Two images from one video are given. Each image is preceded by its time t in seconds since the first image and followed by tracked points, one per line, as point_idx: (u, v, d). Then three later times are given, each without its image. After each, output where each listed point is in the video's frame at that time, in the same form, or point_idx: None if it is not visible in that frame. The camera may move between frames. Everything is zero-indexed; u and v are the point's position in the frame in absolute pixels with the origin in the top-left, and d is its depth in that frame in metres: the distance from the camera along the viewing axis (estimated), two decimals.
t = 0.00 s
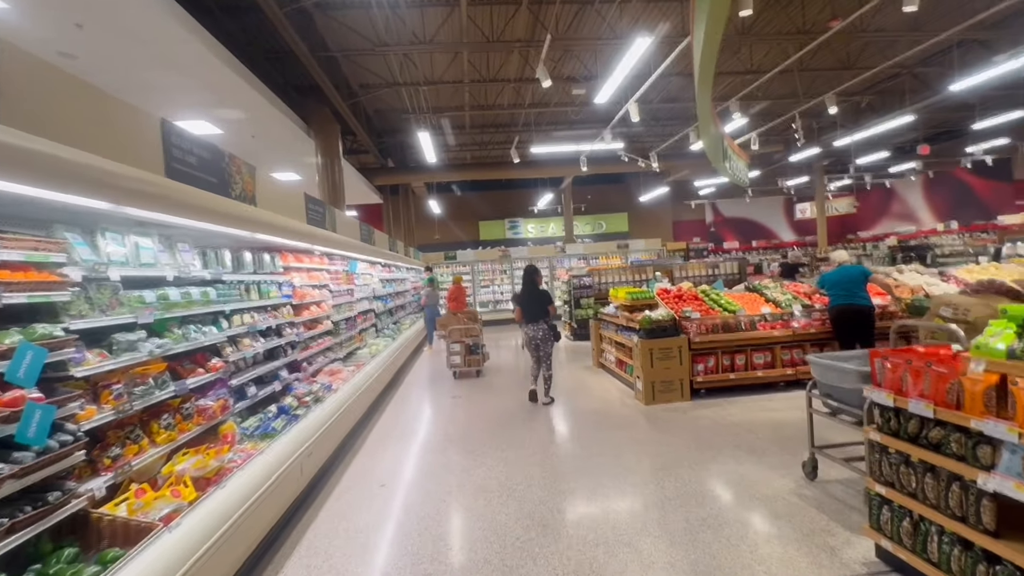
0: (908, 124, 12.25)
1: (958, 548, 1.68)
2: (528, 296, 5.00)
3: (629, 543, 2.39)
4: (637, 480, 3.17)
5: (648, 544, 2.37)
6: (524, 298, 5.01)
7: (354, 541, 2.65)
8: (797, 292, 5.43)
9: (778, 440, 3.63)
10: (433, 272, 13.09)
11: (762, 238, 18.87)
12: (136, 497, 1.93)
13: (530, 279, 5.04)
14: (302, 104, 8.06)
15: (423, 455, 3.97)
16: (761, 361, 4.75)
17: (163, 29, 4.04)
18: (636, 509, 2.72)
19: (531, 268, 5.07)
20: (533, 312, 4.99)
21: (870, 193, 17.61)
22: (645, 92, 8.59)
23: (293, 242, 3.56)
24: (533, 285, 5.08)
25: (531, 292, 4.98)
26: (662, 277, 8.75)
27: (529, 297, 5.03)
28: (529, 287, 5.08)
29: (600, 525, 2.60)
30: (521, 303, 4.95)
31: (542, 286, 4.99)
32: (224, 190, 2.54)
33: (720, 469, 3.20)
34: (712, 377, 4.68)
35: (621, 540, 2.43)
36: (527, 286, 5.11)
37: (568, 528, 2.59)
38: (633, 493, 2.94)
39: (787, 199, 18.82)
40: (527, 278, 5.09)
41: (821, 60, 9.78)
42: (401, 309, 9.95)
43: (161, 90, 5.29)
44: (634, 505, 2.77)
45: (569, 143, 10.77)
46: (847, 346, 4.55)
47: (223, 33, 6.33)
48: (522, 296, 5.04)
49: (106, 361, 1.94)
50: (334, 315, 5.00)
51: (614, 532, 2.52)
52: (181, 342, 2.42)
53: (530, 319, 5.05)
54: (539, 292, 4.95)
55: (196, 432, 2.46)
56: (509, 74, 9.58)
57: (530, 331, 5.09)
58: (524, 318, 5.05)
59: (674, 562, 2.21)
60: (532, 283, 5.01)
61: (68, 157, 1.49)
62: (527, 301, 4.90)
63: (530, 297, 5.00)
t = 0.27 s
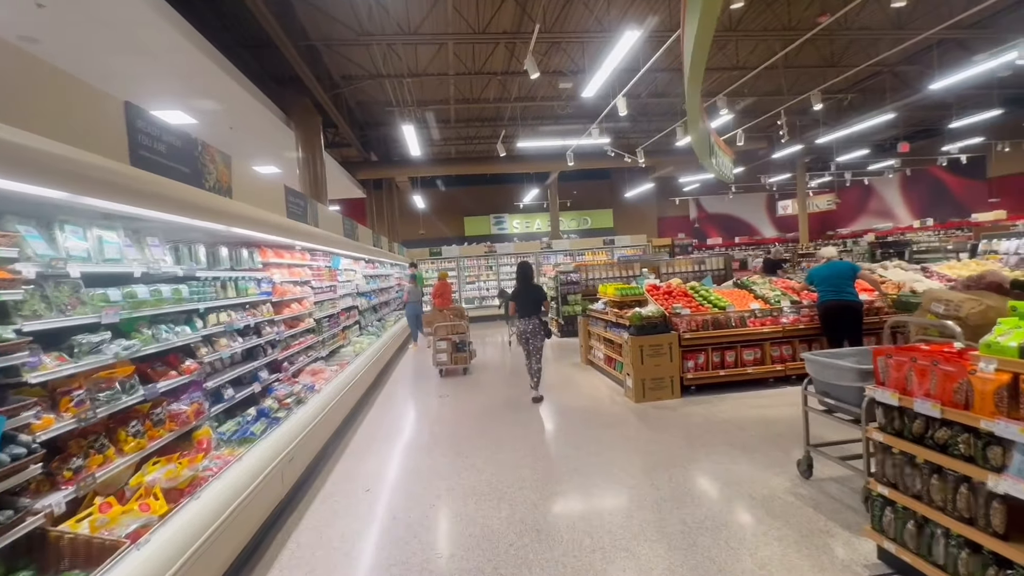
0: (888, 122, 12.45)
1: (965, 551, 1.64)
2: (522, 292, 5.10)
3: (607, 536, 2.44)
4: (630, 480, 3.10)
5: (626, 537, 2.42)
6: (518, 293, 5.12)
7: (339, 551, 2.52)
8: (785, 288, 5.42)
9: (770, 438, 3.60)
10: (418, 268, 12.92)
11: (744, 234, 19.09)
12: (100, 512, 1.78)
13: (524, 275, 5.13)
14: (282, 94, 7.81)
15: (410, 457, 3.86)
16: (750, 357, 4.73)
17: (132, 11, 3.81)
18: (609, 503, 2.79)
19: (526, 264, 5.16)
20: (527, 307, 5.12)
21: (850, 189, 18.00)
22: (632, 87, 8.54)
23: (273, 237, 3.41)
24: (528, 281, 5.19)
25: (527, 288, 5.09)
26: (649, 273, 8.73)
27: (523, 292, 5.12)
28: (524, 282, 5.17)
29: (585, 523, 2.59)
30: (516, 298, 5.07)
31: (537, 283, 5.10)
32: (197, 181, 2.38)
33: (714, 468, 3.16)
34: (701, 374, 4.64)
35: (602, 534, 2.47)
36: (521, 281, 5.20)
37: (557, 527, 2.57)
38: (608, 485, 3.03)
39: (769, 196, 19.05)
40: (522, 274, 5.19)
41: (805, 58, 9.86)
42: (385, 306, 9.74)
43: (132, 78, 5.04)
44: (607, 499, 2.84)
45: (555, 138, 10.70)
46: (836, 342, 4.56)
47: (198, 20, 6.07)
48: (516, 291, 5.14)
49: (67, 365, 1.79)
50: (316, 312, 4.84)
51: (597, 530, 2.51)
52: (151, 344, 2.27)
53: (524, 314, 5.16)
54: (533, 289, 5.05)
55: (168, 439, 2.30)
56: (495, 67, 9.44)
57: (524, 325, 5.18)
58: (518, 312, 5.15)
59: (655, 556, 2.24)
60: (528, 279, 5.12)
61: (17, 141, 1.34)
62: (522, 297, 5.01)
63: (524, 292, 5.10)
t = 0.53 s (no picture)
0: (875, 125, 12.60)
1: (990, 561, 1.58)
2: (520, 290, 5.23)
3: (603, 540, 2.42)
4: (633, 486, 3.02)
5: (621, 541, 2.40)
6: (517, 290, 5.26)
7: (333, 565, 2.40)
8: (781, 288, 5.39)
9: (773, 441, 3.55)
10: (408, 269, 12.76)
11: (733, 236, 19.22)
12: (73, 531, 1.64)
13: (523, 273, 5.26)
14: (270, 92, 7.63)
15: (404, 464, 3.74)
16: (748, 359, 4.69)
17: (112, 2, 3.64)
18: (605, 506, 2.77)
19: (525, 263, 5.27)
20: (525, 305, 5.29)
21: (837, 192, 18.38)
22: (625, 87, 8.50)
23: (261, 236, 3.27)
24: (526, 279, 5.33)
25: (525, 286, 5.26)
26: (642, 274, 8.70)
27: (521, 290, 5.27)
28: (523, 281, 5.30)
29: (582, 526, 2.57)
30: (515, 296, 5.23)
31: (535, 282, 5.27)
32: (181, 175, 2.25)
33: (718, 472, 3.09)
34: (699, 376, 4.58)
35: (597, 537, 2.45)
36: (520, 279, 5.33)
37: (553, 531, 2.54)
38: (601, 486, 3.03)
39: (758, 198, 19.21)
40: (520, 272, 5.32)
41: (795, 60, 9.92)
42: (375, 307, 9.57)
43: (114, 72, 4.86)
44: (603, 501, 2.83)
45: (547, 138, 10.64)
46: (834, 344, 4.53)
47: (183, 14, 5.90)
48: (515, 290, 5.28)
49: (38, 372, 1.65)
50: (305, 314, 4.70)
51: (593, 534, 2.48)
52: (132, 348, 2.14)
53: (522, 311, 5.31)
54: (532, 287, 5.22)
55: (149, 450, 2.17)
56: (487, 66, 9.35)
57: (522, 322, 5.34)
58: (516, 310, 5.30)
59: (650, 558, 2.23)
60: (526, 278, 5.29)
61: None
62: (520, 295, 5.17)
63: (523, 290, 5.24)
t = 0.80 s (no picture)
0: (855, 131, 12.85)
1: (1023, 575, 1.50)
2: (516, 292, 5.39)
3: (591, 544, 2.41)
4: (635, 495, 2.92)
5: (608, 542, 2.41)
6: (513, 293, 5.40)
7: None
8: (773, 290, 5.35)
9: (773, 446, 3.49)
10: (393, 271, 12.53)
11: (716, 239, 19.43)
12: (30, 562, 1.45)
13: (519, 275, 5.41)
14: (250, 89, 7.38)
15: (393, 474, 3.57)
16: (742, 362, 4.64)
17: None
18: (594, 508, 2.78)
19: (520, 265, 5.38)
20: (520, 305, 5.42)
21: (817, 197, 18.74)
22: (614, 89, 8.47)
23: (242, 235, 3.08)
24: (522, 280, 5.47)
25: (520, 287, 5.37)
26: (630, 276, 8.67)
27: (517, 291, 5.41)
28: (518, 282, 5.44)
29: (570, 529, 2.57)
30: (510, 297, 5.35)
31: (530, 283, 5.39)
32: (156, 167, 2.07)
33: (721, 479, 3.01)
34: (694, 380, 4.51)
35: (585, 539, 2.47)
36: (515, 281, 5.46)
37: (540, 535, 2.54)
38: (591, 489, 3.04)
39: (740, 202, 19.47)
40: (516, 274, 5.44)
41: (780, 66, 10.04)
42: (359, 310, 9.34)
43: (84, 63, 4.60)
44: (592, 504, 2.84)
45: (534, 140, 10.57)
46: (828, 346, 4.50)
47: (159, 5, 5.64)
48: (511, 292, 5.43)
49: None
50: (288, 318, 4.50)
51: (580, 537, 2.49)
52: (99, 356, 1.95)
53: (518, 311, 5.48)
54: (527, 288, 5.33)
55: (119, 467, 1.97)
56: (475, 66, 9.23)
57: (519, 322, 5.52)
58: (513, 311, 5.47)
59: (630, 556, 2.28)
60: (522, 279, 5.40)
61: None
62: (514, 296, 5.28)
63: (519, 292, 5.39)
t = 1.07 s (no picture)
0: (839, 135, 13.02)
1: None
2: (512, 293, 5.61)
3: (576, 548, 2.42)
4: (638, 506, 2.81)
5: (590, 546, 2.44)
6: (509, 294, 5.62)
7: None
8: (767, 293, 5.28)
9: (774, 452, 3.42)
10: (379, 273, 12.30)
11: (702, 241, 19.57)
12: None
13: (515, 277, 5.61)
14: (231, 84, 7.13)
15: (382, 486, 3.40)
16: (738, 366, 4.57)
17: None
18: (577, 511, 2.80)
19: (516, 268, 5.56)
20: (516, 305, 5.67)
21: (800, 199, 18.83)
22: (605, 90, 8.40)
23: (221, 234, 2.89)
24: (517, 281, 5.67)
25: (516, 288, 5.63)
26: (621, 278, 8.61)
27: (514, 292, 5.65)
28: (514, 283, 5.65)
29: (551, 533, 2.59)
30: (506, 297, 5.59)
31: (526, 284, 5.66)
32: (125, 160, 1.89)
33: (726, 489, 2.91)
34: (691, 384, 4.43)
35: (567, 542, 2.49)
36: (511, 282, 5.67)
37: (519, 540, 2.55)
38: (577, 491, 3.06)
39: (725, 204, 19.64)
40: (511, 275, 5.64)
41: (768, 69, 10.09)
42: (344, 313, 9.10)
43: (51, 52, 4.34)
44: (575, 507, 2.85)
45: (523, 140, 10.45)
46: (825, 350, 4.44)
47: None
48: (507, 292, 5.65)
49: None
50: (270, 322, 4.30)
51: (559, 540, 2.51)
52: (59, 367, 1.75)
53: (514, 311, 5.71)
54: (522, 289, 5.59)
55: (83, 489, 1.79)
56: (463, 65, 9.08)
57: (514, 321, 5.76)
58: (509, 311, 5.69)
59: (603, 555, 2.34)
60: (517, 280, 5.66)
61: None
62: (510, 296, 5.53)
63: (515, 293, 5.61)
